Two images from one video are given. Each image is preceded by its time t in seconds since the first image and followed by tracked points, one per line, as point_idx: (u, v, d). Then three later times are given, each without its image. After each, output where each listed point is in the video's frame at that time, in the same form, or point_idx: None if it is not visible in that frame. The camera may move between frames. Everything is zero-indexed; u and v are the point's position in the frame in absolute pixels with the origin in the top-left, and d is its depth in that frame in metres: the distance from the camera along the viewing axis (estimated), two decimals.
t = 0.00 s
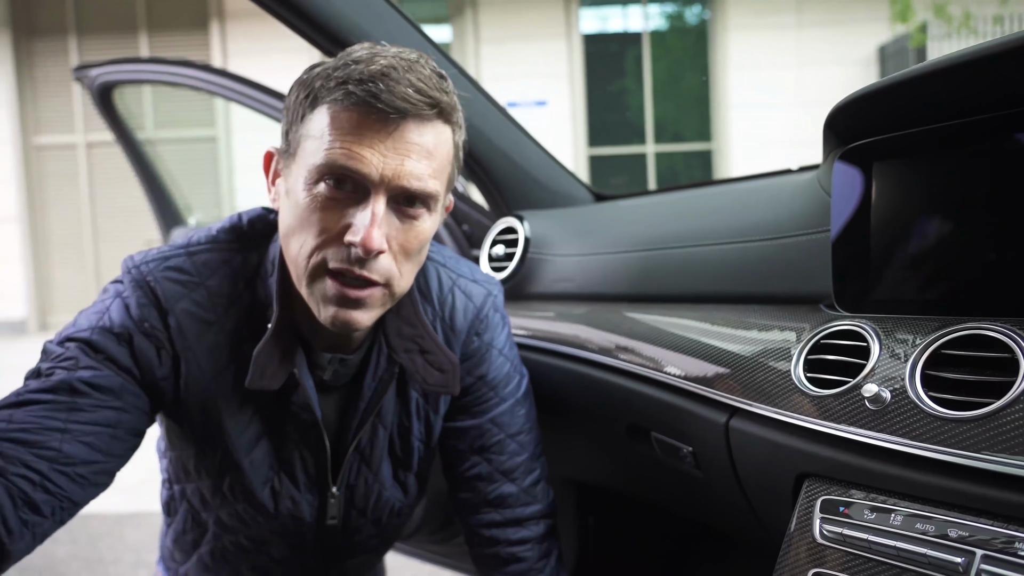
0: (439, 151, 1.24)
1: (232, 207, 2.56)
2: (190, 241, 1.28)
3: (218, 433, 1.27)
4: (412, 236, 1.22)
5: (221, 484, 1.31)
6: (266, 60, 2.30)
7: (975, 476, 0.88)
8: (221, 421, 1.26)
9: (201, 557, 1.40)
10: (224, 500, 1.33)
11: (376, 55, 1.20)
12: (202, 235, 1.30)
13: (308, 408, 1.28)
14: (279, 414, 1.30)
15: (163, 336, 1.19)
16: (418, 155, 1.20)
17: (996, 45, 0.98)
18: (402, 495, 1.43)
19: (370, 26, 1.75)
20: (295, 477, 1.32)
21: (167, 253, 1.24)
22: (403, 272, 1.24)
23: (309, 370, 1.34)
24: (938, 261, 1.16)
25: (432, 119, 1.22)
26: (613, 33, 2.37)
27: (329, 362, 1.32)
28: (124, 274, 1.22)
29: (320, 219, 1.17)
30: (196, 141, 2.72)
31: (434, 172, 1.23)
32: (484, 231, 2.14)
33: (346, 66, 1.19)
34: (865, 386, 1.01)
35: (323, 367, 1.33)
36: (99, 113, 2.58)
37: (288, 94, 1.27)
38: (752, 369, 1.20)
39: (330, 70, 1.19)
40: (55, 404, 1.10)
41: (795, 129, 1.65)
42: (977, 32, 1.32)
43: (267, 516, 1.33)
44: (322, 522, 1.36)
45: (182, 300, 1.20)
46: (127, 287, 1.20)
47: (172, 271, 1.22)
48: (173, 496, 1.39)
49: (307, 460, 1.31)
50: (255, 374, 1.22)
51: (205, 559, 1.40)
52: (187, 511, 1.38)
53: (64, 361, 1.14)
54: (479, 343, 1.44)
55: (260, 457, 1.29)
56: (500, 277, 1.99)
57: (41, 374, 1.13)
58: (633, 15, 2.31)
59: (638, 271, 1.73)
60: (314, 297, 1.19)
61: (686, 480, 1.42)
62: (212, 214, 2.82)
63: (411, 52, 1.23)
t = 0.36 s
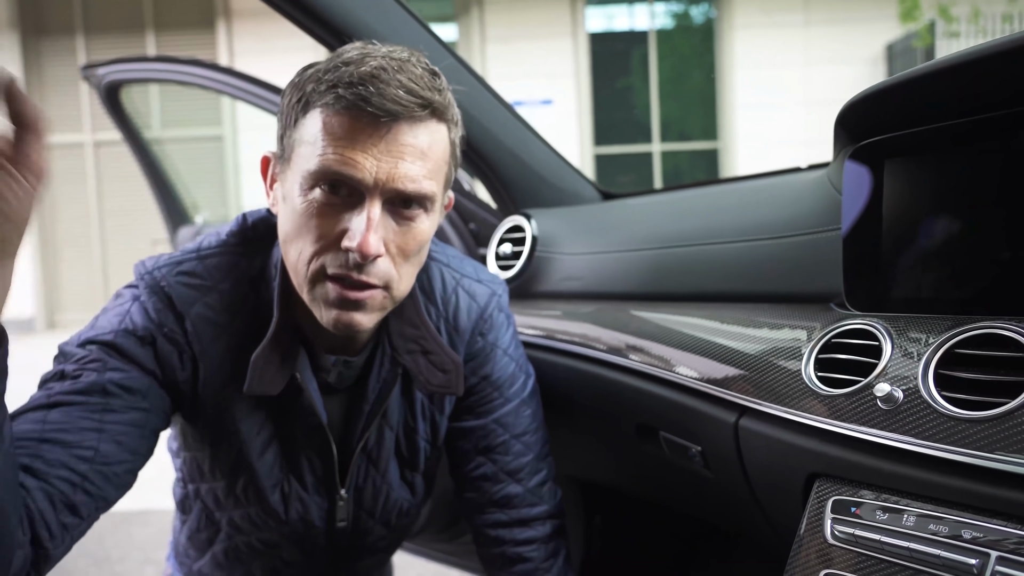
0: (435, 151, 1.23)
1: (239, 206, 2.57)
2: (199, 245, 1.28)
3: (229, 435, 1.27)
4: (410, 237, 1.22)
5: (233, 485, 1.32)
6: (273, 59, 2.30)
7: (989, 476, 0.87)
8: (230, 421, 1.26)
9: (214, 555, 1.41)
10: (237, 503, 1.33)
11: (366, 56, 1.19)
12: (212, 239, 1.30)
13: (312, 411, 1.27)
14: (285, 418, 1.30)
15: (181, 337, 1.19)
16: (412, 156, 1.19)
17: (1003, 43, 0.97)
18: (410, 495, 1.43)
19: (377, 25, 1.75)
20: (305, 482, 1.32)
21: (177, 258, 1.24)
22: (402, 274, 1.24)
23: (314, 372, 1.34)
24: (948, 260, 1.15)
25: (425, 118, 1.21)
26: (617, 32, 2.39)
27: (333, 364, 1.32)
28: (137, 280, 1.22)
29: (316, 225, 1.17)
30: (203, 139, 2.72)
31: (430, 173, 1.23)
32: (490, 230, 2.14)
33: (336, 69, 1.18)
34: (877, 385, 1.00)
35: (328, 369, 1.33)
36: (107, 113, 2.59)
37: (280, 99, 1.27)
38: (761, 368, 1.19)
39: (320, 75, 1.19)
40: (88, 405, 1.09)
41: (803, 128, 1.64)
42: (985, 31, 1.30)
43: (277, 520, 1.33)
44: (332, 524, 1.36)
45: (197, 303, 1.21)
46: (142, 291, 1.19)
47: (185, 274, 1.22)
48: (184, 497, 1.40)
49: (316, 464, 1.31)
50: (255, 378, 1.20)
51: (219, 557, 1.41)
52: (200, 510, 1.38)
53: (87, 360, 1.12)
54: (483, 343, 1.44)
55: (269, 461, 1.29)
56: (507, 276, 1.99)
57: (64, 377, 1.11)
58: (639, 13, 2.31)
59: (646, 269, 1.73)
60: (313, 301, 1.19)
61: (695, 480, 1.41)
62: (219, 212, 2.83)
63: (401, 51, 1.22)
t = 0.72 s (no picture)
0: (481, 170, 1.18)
1: (246, 206, 2.58)
2: (198, 267, 1.29)
3: (234, 454, 1.27)
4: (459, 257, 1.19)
5: (238, 501, 1.32)
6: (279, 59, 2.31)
7: (1000, 485, 0.86)
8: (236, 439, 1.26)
9: (225, 565, 1.42)
10: (242, 518, 1.34)
11: (415, 76, 1.11)
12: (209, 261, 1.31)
13: (319, 429, 1.27)
14: (292, 437, 1.30)
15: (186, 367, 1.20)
16: (467, 179, 1.14)
17: (1011, 49, 0.98)
18: (418, 502, 1.43)
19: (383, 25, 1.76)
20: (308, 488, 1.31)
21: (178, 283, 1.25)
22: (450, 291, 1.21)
23: (329, 385, 1.33)
24: (957, 266, 1.15)
25: (477, 139, 1.15)
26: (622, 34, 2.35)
27: (348, 376, 1.31)
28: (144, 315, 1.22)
29: (370, 252, 1.10)
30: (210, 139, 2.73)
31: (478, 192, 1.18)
32: (497, 231, 2.14)
33: (388, 89, 1.08)
34: (887, 391, 0.99)
35: (341, 381, 1.31)
36: (115, 112, 2.60)
37: (303, 107, 1.15)
38: (769, 373, 1.19)
39: (370, 93, 1.08)
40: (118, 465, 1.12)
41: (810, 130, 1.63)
42: (994, 33, 1.29)
43: (283, 532, 1.33)
44: (340, 532, 1.35)
45: (201, 326, 1.21)
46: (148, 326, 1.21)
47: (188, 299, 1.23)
48: (196, 507, 1.40)
49: (322, 480, 1.31)
50: (265, 399, 1.21)
51: (229, 567, 1.42)
52: (210, 522, 1.39)
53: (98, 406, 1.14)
54: (491, 347, 1.44)
55: (274, 477, 1.30)
56: (514, 278, 1.98)
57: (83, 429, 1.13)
58: (644, 16, 2.30)
59: (652, 273, 1.73)
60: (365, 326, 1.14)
61: (702, 485, 1.41)
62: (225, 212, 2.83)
63: (445, 69, 1.14)
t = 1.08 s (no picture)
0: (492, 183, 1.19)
1: (247, 206, 2.58)
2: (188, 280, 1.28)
3: (234, 463, 1.27)
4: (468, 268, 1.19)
5: (238, 508, 1.32)
6: (281, 59, 2.31)
7: (1000, 488, 0.86)
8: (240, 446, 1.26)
9: (226, 569, 1.42)
10: (242, 525, 1.34)
11: (428, 89, 1.10)
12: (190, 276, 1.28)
13: (321, 436, 1.28)
14: (293, 444, 1.30)
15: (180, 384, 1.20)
16: (478, 192, 1.14)
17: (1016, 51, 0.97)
18: (418, 504, 1.42)
19: (384, 25, 1.77)
20: (306, 490, 1.31)
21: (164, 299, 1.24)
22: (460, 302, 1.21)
23: (331, 392, 1.34)
24: (957, 268, 1.16)
25: (488, 152, 1.16)
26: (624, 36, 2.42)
27: (350, 381, 1.31)
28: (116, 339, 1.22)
29: (385, 265, 1.10)
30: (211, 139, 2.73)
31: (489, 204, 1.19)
32: (497, 232, 2.14)
33: (400, 104, 1.08)
34: (888, 394, 0.99)
35: (345, 387, 1.32)
36: (116, 111, 2.60)
37: (311, 118, 1.14)
38: (769, 375, 1.19)
39: (382, 107, 1.08)
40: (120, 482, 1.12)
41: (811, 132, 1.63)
42: (993, 35, 1.31)
43: (283, 536, 1.33)
44: (342, 536, 1.35)
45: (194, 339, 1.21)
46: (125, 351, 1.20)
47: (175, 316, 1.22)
48: (196, 513, 1.41)
49: (324, 486, 1.32)
50: (269, 409, 1.20)
51: (230, 570, 1.42)
52: (210, 530, 1.40)
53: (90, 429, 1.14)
54: (491, 349, 1.44)
55: (276, 485, 1.30)
56: (514, 279, 1.99)
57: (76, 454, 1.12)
58: (647, 17, 2.35)
59: (653, 275, 1.73)
60: (376, 339, 1.14)
61: (701, 487, 1.41)
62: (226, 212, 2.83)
63: (456, 81, 1.15)
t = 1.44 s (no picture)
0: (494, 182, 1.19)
1: (247, 205, 2.58)
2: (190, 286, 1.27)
3: (238, 466, 1.28)
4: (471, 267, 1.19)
5: (241, 511, 1.32)
6: (281, 59, 2.31)
7: (1000, 489, 0.86)
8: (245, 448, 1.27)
9: (225, 568, 1.42)
10: (245, 527, 1.34)
11: (429, 90, 1.11)
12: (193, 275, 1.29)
13: (324, 437, 1.28)
14: (296, 445, 1.30)
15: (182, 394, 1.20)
16: (481, 191, 1.14)
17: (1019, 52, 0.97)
18: (420, 505, 1.42)
19: (386, 25, 1.77)
20: (308, 491, 1.31)
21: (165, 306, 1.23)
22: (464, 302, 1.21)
23: (333, 393, 1.34)
24: (957, 269, 1.16)
25: (490, 151, 1.16)
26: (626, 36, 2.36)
27: (351, 382, 1.32)
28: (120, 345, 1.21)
29: (388, 265, 1.09)
30: (212, 138, 2.73)
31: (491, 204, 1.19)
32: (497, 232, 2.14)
33: (401, 105, 1.08)
34: (887, 395, 0.99)
35: (347, 388, 1.32)
36: (116, 110, 2.60)
37: (312, 121, 1.14)
38: (769, 375, 1.19)
39: (384, 108, 1.08)
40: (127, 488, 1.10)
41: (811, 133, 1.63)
42: (994, 38, 1.30)
43: (285, 538, 1.33)
44: (343, 538, 1.35)
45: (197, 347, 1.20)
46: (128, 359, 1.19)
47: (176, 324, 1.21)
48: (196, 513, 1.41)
49: (326, 486, 1.32)
50: (271, 412, 1.20)
51: (229, 569, 1.42)
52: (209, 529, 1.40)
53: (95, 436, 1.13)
54: (491, 349, 1.45)
55: (279, 487, 1.30)
56: (514, 279, 1.99)
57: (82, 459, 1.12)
58: (647, 18, 2.29)
59: (652, 275, 1.73)
60: (380, 340, 1.13)
61: (701, 487, 1.41)
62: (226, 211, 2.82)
63: (456, 81, 1.15)
